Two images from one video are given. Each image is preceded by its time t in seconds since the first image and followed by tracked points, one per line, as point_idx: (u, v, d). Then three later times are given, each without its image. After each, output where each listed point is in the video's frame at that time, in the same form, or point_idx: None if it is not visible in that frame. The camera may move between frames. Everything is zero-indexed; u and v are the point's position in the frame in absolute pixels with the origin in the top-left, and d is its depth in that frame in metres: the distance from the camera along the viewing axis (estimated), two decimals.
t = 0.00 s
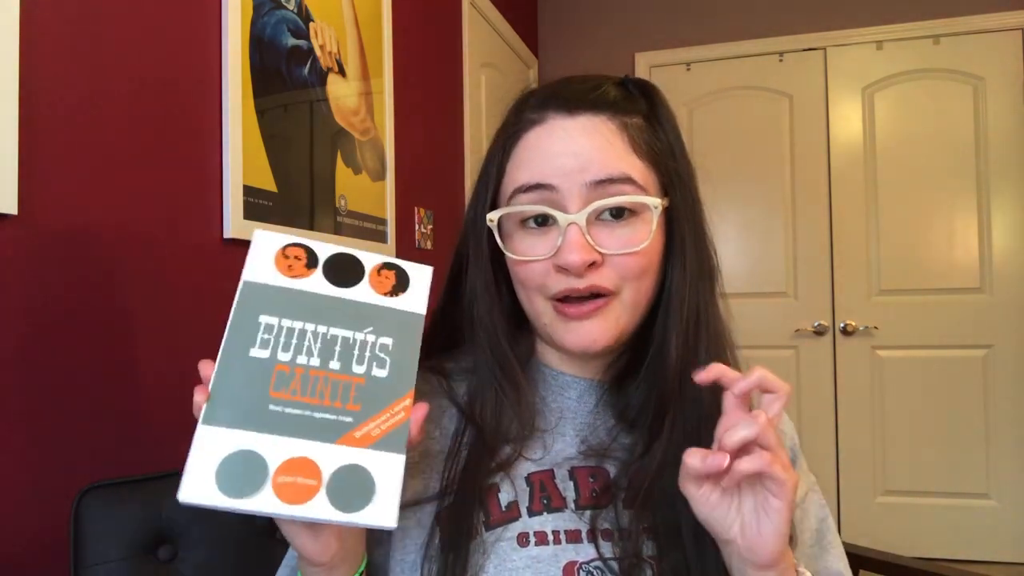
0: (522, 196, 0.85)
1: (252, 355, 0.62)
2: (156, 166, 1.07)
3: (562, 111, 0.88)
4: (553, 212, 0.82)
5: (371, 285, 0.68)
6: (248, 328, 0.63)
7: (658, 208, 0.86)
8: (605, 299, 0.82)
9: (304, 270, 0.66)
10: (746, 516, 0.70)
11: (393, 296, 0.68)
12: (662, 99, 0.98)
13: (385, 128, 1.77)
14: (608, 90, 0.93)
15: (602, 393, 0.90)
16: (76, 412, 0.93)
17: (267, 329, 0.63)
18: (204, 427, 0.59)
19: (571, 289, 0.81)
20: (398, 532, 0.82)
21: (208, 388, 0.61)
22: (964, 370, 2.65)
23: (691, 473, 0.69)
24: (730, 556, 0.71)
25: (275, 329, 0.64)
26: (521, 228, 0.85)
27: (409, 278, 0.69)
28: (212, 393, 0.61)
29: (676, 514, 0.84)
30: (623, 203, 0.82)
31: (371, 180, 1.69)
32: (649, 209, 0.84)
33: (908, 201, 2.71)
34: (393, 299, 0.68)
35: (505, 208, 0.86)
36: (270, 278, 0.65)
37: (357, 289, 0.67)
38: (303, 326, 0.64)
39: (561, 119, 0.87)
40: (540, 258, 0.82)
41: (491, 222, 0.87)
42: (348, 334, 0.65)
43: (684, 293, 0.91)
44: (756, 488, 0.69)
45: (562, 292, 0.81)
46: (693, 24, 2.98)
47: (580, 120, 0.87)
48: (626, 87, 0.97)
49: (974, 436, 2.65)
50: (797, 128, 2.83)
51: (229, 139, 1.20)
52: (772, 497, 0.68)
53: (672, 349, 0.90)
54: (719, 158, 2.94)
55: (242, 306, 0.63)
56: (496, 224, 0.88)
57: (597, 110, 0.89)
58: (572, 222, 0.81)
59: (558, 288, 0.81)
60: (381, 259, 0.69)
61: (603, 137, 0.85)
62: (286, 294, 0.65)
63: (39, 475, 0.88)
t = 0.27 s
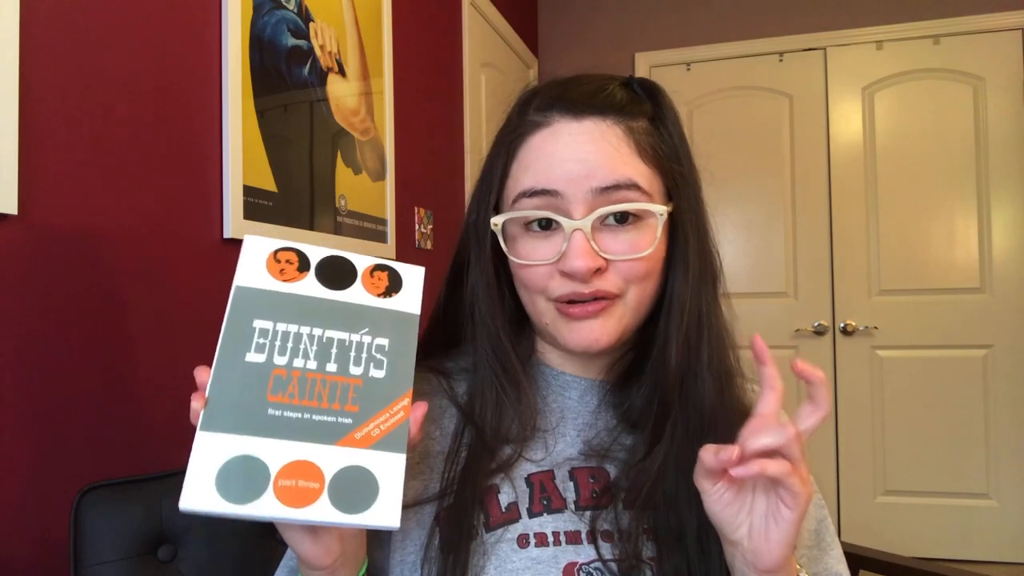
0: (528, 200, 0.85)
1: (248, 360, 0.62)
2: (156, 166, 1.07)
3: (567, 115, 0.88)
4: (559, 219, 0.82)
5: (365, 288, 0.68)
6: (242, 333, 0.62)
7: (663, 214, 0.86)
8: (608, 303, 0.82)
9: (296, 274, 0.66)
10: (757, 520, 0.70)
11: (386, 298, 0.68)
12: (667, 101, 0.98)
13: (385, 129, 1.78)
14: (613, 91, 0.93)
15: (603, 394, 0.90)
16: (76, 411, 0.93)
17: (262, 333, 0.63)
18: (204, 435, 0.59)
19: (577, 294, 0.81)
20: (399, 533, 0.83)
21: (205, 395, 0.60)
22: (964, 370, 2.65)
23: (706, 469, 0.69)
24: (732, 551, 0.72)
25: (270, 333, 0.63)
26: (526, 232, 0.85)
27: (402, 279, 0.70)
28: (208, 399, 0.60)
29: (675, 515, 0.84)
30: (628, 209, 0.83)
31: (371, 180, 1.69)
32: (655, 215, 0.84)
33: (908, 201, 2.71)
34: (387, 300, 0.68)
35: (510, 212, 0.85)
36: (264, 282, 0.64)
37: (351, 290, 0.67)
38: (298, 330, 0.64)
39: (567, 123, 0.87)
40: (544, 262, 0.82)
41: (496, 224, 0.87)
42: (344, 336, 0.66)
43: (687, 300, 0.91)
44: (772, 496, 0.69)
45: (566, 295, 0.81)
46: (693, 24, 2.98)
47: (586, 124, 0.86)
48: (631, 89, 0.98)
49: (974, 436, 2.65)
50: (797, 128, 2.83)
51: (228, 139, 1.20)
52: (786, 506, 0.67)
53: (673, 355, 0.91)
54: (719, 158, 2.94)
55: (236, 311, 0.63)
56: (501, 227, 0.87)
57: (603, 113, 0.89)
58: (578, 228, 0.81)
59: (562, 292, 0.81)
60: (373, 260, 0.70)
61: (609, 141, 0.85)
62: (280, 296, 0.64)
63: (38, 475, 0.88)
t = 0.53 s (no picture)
0: (530, 200, 0.85)
1: (248, 365, 0.61)
2: (156, 166, 1.07)
3: (570, 114, 0.88)
4: (562, 217, 0.82)
5: (364, 288, 0.67)
6: (242, 336, 0.62)
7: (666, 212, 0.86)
8: (611, 301, 0.82)
9: (295, 274, 0.65)
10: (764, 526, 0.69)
11: (385, 297, 0.68)
12: (668, 101, 0.98)
13: (385, 128, 1.77)
14: (615, 91, 0.93)
15: (605, 394, 0.90)
16: (76, 411, 0.93)
17: (261, 337, 0.63)
18: (205, 441, 0.58)
19: (578, 292, 0.81)
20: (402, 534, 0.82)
21: (205, 401, 0.60)
22: (964, 370, 2.65)
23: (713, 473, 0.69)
24: (736, 555, 0.72)
25: (269, 337, 0.63)
26: (529, 230, 0.85)
27: (402, 279, 0.69)
28: (209, 405, 0.60)
29: (677, 515, 0.85)
30: (632, 207, 0.83)
31: (371, 180, 1.69)
32: (659, 214, 0.85)
33: (908, 201, 2.71)
34: (386, 299, 0.68)
35: (512, 214, 0.85)
36: (263, 283, 0.64)
37: (350, 291, 0.67)
38: (298, 333, 0.64)
39: (570, 122, 0.87)
40: (547, 261, 0.82)
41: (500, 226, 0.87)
42: (344, 338, 0.65)
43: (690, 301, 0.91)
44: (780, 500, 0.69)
45: (568, 293, 0.81)
46: (693, 24, 2.99)
47: (589, 123, 0.86)
48: (633, 89, 0.98)
49: (974, 436, 2.65)
50: (797, 128, 2.83)
51: (228, 139, 1.20)
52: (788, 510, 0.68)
53: (677, 357, 0.91)
54: (719, 157, 2.94)
55: (234, 314, 0.62)
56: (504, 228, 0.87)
57: (604, 112, 0.89)
58: (581, 227, 0.81)
59: (565, 289, 0.81)
60: (371, 259, 0.69)
61: (612, 140, 0.85)
62: (279, 298, 0.64)
63: (38, 475, 0.88)
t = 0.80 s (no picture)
0: (545, 172, 0.85)
1: (239, 377, 0.61)
2: (156, 166, 1.07)
3: (592, 96, 0.90)
4: (575, 186, 0.82)
5: (357, 295, 0.67)
6: (232, 348, 0.62)
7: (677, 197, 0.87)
8: (619, 278, 0.81)
9: (285, 281, 0.65)
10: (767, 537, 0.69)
11: (377, 303, 0.67)
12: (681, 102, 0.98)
13: (385, 128, 1.78)
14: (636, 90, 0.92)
15: (606, 394, 0.90)
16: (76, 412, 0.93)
17: (252, 347, 0.63)
18: (197, 459, 0.59)
19: (585, 264, 0.80)
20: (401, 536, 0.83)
21: (197, 417, 0.60)
22: (964, 370, 2.65)
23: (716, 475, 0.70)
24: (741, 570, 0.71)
25: (260, 347, 0.63)
26: (540, 203, 0.85)
27: (394, 284, 0.69)
28: (200, 421, 0.60)
29: (680, 518, 0.84)
30: (644, 184, 0.83)
31: (371, 180, 1.69)
32: (672, 193, 0.85)
33: (908, 201, 2.71)
34: (381, 305, 0.68)
35: (527, 181, 0.86)
36: (252, 292, 0.63)
37: (341, 296, 0.66)
38: (290, 343, 0.64)
39: (590, 101, 0.89)
40: (558, 231, 0.82)
41: (514, 192, 0.87)
42: (336, 348, 0.65)
43: (699, 297, 0.93)
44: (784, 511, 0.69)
45: (575, 266, 0.81)
46: (693, 24, 2.98)
47: (608, 105, 0.88)
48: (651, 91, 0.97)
49: (974, 436, 2.65)
50: (797, 128, 2.83)
51: (228, 139, 1.20)
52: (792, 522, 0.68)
53: (687, 350, 0.92)
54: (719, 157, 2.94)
55: (225, 324, 0.62)
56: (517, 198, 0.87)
57: (624, 99, 0.90)
58: (594, 198, 0.81)
59: (573, 261, 0.80)
60: (364, 263, 0.68)
61: (630, 122, 0.86)
62: (270, 305, 0.64)
63: (38, 476, 0.88)
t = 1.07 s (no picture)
0: (543, 171, 0.85)
1: (226, 384, 0.61)
2: (156, 166, 1.07)
3: (592, 96, 0.90)
4: (573, 186, 0.82)
5: (333, 292, 0.67)
6: (215, 355, 0.61)
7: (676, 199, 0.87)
8: (614, 278, 0.81)
9: (259, 285, 0.65)
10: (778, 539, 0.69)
11: (354, 300, 0.68)
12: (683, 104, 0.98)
13: (385, 128, 1.78)
14: (636, 91, 0.93)
15: (606, 392, 0.90)
16: (76, 411, 0.93)
17: (235, 354, 0.62)
18: (191, 467, 0.58)
19: (582, 263, 0.80)
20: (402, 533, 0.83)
21: (188, 426, 0.59)
22: (964, 370, 2.65)
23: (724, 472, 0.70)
24: (746, 570, 0.71)
25: (243, 353, 0.62)
26: (537, 202, 0.85)
27: (370, 281, 0.70)
28: (191, 429, 0.59)
29: (682, 515, 0.84)
30: (642, 185, 0.83)
31: (371, 180, 1.69)
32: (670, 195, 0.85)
33: (908, 201, 2.71)
34: (358, 301, 0.68)
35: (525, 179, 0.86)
36: (228, 298, 0.63)
37: (318, 295, 0.67)
38: (273, 346, 0.63)
39: (589, 101, 0.89)
40: (554, 231, 0.82)
41: (512, 189, 0.87)
42: (320, 347, 0.65)
43: (702, 297, 0.94)
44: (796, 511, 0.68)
45: (571, 265, 0.80)
46: (693, 24, 2.98)
47: (608, 106, 0.88)
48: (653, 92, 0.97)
49: (974, 436, 2.65)
50: (797, 129, 2.83)
51: (228, 141, 1.20)
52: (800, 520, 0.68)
53: (691, 350, 0.92)
54: (719, 158, 2.94)
55: (204, 334, 0.61)
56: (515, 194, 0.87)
57: (623, 100, 0.90)
58: (592, 198, 0.81)
59: (569, 261, 0.80)
60: (337, 262, 0.69)
61: (629, 122, 0.87)
62: (250, 311, 0.63)
63: (39, 476, 0.88)
